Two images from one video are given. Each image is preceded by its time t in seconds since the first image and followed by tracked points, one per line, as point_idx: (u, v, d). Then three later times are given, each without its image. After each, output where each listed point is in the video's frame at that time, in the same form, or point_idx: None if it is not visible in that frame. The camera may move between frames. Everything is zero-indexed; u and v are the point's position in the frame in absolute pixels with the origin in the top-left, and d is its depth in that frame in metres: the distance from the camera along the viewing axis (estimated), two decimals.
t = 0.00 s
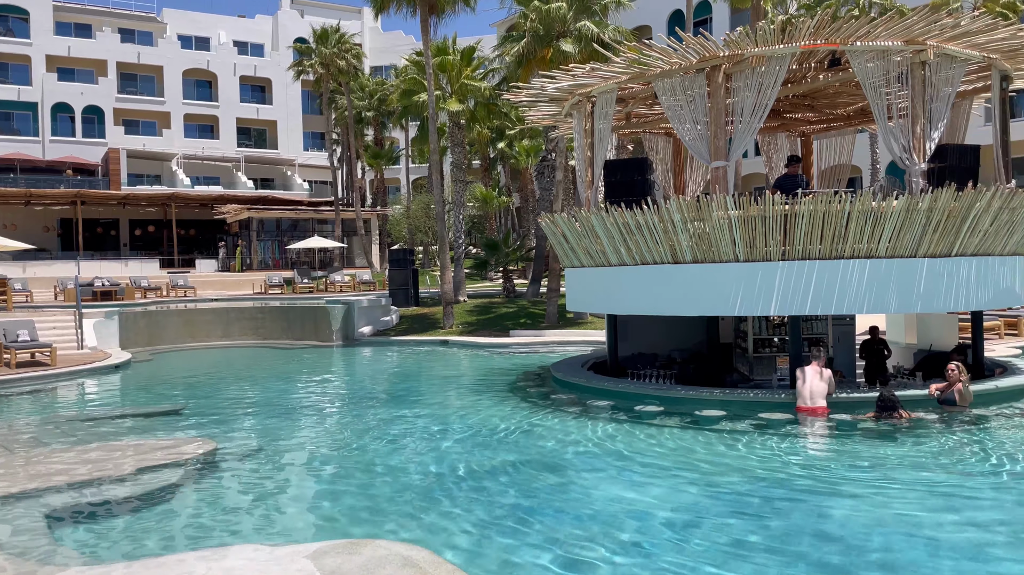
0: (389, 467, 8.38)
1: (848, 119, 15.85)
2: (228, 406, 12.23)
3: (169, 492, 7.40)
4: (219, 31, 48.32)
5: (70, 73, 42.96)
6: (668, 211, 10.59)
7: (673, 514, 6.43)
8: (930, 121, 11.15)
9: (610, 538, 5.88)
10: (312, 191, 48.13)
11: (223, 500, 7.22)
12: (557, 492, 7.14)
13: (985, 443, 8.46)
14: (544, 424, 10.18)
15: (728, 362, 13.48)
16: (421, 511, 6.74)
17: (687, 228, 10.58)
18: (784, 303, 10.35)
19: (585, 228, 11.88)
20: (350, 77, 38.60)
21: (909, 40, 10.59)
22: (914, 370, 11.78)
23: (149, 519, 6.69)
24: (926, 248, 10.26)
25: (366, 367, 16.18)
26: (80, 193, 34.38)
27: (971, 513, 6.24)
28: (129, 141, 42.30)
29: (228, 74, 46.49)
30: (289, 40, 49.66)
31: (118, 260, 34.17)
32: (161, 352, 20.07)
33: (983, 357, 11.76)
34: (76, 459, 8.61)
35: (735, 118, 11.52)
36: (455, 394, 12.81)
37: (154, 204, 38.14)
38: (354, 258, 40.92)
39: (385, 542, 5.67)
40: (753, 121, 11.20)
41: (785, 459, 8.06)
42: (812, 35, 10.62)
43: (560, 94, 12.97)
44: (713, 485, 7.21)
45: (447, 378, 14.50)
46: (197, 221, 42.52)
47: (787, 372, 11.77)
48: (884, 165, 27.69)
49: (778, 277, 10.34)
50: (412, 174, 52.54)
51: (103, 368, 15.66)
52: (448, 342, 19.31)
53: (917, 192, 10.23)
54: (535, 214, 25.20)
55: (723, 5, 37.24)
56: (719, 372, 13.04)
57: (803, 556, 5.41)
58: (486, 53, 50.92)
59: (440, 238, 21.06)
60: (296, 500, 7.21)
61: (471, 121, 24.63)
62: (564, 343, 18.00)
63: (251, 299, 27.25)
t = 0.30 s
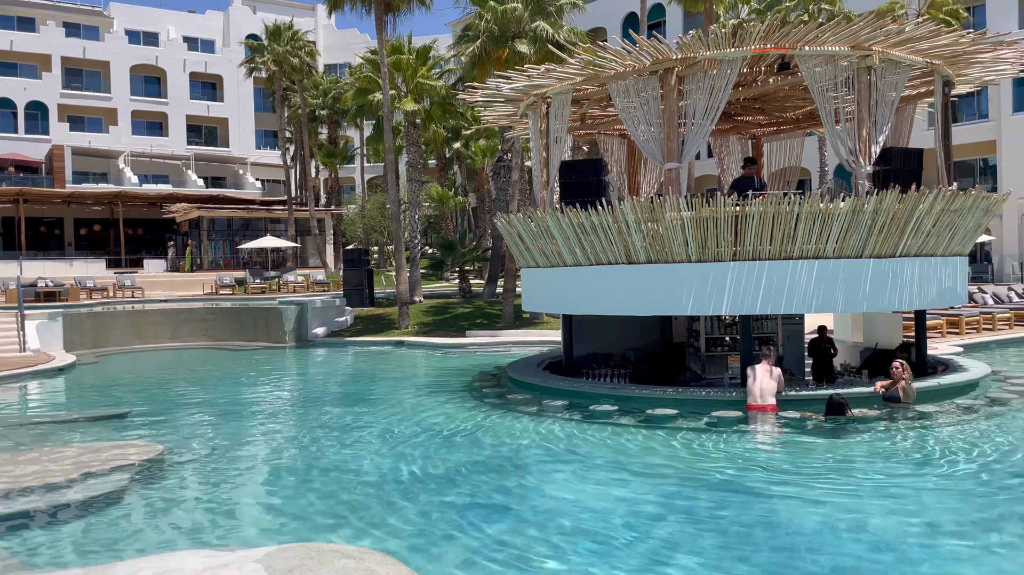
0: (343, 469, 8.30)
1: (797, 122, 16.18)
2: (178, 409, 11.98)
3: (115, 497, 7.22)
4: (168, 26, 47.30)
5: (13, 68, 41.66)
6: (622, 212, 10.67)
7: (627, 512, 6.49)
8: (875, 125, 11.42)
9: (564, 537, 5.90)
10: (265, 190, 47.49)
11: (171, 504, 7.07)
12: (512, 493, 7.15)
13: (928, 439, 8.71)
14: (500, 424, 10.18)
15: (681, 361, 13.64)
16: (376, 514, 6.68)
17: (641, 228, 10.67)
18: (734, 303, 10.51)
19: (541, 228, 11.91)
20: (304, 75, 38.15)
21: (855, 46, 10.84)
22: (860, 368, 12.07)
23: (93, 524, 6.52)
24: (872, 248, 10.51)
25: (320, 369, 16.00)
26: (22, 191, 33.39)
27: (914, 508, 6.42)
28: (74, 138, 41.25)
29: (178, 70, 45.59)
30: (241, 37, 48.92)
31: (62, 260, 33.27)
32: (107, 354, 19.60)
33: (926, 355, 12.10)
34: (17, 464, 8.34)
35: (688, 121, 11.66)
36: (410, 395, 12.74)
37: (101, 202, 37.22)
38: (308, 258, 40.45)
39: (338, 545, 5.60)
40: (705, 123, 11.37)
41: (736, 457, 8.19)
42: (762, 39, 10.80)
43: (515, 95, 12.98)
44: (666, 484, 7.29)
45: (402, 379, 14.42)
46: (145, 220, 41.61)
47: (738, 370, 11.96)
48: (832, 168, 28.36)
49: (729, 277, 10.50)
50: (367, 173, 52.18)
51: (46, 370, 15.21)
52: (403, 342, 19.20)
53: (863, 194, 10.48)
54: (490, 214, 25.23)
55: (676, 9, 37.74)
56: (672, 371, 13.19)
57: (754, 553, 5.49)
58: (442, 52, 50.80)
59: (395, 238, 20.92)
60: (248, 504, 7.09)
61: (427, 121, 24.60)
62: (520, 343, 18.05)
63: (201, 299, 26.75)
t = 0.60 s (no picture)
0: (295, 471, 8.19)
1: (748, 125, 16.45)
2: (124, 412, 11.69)
3: (58, 503, 7.02)
4: (115, 21, 46.05)
5: None
6: (577, 213, 10.72)
7: (581, 511, 6.52)
8: (823, 128, 11.65)
9: (518, 537, 5.92)
10: (216, 188, 46.67)
11: (117, 510, 6.90)
12: (467, 492, 7.14)
13: (873, 435, 8.93)
14: (455, 425, 10.15)
15: (635, 360, 13.76)
16: (328, 516, 6.61)
17: (596, 228, 10.73)
18: (687, 303, 10.64)
19: (496, 228, 11.91)
20: (256, 71, 37.56)
21: (804, 50, 11.03)
22: (809, 366, 12.32)
23: (34, 531, 6.33)
24: (820, 249, 10.72)
25: (272, 370, 15.76)
26: None
27: (859, 502, 6.57)
28: (16, 134, 40.06)
29: (125, 65, 44.51)
30: (191, 32, 47.99)
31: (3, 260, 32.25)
32: (50, 356, 19.06)
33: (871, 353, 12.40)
34: None
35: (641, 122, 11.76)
36: (365, 396, 12.63)
37: (44, 200, 36.17)
38: (261, 258, 39.85)
39: (289, 549, 5.53)
40: (659, 125, 11.48)
41: (688, 455, 8.29)
42: (714, 43, 10.94)
43: (470, 95, 12.96)
44: (620, 482, 7.34)
45: (357, 380, 14.28)
46: (91, 219, 40.58)
47: (691, 369, 12.12)
48: (783, 170, 28.92)
49: (682, 277, 10.62)
50: (321, 172, 51.63)
51: None
52: (358, 343, 19.06)
53: (812, 195, 10.69)
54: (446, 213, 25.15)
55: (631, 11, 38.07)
56: (627, 370, 13.31)
57: (705, 549, 5.57)
58: (398, 50, 50.50)
59: (350, 238, 20.68)
60: (197, 508, 6.95)
61: (381, 120, 24.45)
62: (476, 343, 18.03)
63: (148, 300, 26.18)
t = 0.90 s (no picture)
0: (246, 474, 8.06)
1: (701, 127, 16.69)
2: (68, 416, 11.36)
3: None
4: (60, 14, 44.24)
5: None
6: (532, 213, 10.73)
7: (536, 510, 6.54)
8: (773, 131, 11.86)
9: (472, 538, 5.92)
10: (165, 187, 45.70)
11: (61, 515, 6.72)
12: (422, 494, 7.10)
13: (820, 432, 9.14)
14: (409, 426, 10.11)
15: (590, 359, 13.85)
16: (281, 519, 6.53)
17: (551, 228, 10.76)
18: (641, 302, 10.74)
19: (451, 228, 11.87)
20: (206, 67, 36.85)
21: (754, 54, 11.22)
22: (759, 365, 12.54)
23: None
24: (769, 249, 10.92)
25: (223, 372, 15.48)
26: None
27: (807, 498, 6.72)
28: None
29: (70, 59, 43.28)
30: (139, 26, 46.91)
31: None
32: None
33: (820, 352, 12.67)
34: None
35: (595, 124, 11.83)
36: (318, 397, 12.49)
37: None
38: (211, 258, 39.16)
39: (240, 553, 5.45)
40: (613, 126, 11.56)
41: (641, 453, 8.39)
42: (667, 46, 11.05)
43: (425, 94, 12.90)
44: (574, 481, 7.39)
45: (310, 381, 14.12)
46: (34, 217, 39.40)
47: (644, 368, 12.25)
48: (735, 172, 29.40)
49: (636, 277, 10.71)
50: (274, 170, 50.93)
51: None
52: (311, 343, 18.83)
53: (762, 197, 10.88)
54: (402, 213, 24.99)
55: (586, 12, 38.30)
56: (582, 369, 13.38)
57: (658, 547, 5.63)
58: (352, 48, 50.06)
59: (303, 238, 20.38)
60: (145, 512, 6.80)
61: (335, 118, 24.26)
62: (432, 344, 17.97)
63: (93, 300, 25.49)
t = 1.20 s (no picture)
0: (196, 478, 7.90)
1: (655, 130, 16.88)
2: (9, 420, 11.01)
3: None
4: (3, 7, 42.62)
5: None
6: (488, 214, 10.72)
7: (491, 511, 6.55)
8: (725, 133, 12.04)
9: (427, 539, 5.89)
10: (112, 185, 44.64)
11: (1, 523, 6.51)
12: (375, 497, 7.03)
13: (771, 430, 9.32)
14: (364, 427, 10.03)
15: (546, 360, 13.89)
16: (232, 524, 6.42)
17: (507, 229, 10.76)
18: (596, 303, 10.82)
19: (406, 228, 11.80)
20: (155, 63, 36.08)
21: (707, 58, 11.38)
22: (712, 364, 12.73)
23: None
24: (721, 251, 11.09)
25: (172, 374, 15.17)
26: None
27: (757, 495, 6.84)
28: None
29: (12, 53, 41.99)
30: (85, 20, 45.75)
31: None
32: None
33: (770, 351, 12.91)
34: None
35: (551, 125, 11.89)
36: (271, 399, 12.32)
37: None
38: (161, 258, 38.37)
39: (189, 558, 5.33)
40: (568, 128, 11.63)
41: (596, 452, 8.46)
42: (621, 48, 11.15)
43: (380, 93, 12.81)
44: (529, 481, 7.41)
45: (263, 383, 13.91)
46: None
47: (600, 368, 12.34)
48: (688, 174, 29.81)
49: (591, 278, 10.78)
50: (225, 169, 50.10)
51: None
52: (264, 345, 18.58)
53: (714, 199, 11.04)
54: (357, 212, 24.80)
55: (542, 14, 38.46)
56: (538, 369, 13.43)
57: (611, 546, 5.68)
58: (306, 46, 49.47)
59: (256, 237, 20.04)
60: (90, 518, 6.63)
61: (289, 117, 24.00)
62: (387, 345, 17.86)
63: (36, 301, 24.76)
